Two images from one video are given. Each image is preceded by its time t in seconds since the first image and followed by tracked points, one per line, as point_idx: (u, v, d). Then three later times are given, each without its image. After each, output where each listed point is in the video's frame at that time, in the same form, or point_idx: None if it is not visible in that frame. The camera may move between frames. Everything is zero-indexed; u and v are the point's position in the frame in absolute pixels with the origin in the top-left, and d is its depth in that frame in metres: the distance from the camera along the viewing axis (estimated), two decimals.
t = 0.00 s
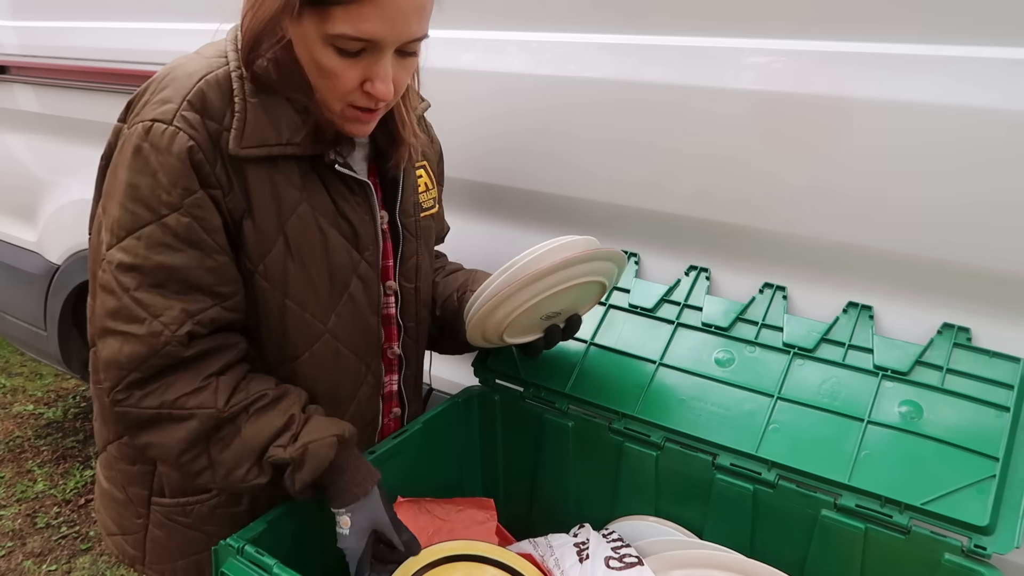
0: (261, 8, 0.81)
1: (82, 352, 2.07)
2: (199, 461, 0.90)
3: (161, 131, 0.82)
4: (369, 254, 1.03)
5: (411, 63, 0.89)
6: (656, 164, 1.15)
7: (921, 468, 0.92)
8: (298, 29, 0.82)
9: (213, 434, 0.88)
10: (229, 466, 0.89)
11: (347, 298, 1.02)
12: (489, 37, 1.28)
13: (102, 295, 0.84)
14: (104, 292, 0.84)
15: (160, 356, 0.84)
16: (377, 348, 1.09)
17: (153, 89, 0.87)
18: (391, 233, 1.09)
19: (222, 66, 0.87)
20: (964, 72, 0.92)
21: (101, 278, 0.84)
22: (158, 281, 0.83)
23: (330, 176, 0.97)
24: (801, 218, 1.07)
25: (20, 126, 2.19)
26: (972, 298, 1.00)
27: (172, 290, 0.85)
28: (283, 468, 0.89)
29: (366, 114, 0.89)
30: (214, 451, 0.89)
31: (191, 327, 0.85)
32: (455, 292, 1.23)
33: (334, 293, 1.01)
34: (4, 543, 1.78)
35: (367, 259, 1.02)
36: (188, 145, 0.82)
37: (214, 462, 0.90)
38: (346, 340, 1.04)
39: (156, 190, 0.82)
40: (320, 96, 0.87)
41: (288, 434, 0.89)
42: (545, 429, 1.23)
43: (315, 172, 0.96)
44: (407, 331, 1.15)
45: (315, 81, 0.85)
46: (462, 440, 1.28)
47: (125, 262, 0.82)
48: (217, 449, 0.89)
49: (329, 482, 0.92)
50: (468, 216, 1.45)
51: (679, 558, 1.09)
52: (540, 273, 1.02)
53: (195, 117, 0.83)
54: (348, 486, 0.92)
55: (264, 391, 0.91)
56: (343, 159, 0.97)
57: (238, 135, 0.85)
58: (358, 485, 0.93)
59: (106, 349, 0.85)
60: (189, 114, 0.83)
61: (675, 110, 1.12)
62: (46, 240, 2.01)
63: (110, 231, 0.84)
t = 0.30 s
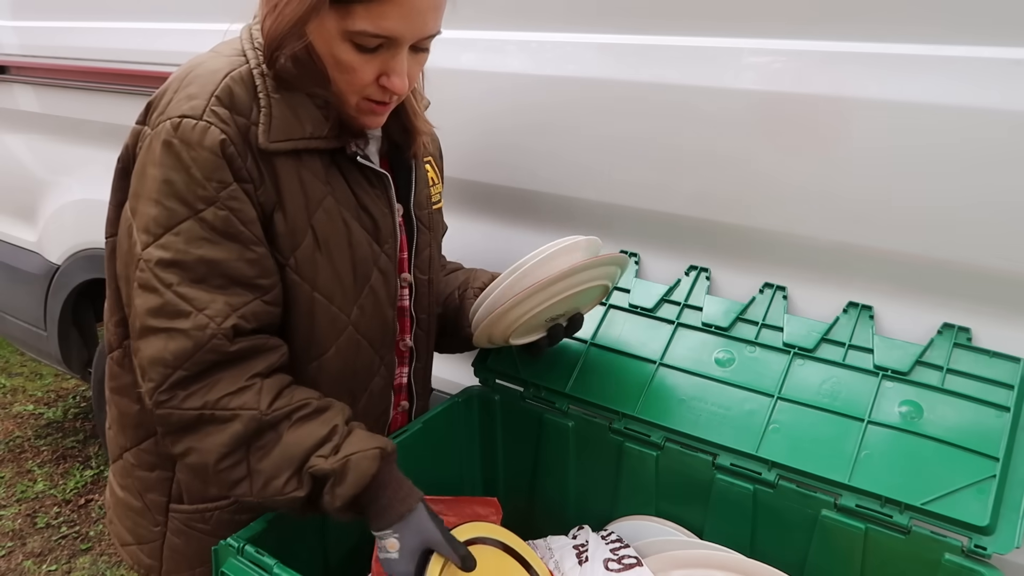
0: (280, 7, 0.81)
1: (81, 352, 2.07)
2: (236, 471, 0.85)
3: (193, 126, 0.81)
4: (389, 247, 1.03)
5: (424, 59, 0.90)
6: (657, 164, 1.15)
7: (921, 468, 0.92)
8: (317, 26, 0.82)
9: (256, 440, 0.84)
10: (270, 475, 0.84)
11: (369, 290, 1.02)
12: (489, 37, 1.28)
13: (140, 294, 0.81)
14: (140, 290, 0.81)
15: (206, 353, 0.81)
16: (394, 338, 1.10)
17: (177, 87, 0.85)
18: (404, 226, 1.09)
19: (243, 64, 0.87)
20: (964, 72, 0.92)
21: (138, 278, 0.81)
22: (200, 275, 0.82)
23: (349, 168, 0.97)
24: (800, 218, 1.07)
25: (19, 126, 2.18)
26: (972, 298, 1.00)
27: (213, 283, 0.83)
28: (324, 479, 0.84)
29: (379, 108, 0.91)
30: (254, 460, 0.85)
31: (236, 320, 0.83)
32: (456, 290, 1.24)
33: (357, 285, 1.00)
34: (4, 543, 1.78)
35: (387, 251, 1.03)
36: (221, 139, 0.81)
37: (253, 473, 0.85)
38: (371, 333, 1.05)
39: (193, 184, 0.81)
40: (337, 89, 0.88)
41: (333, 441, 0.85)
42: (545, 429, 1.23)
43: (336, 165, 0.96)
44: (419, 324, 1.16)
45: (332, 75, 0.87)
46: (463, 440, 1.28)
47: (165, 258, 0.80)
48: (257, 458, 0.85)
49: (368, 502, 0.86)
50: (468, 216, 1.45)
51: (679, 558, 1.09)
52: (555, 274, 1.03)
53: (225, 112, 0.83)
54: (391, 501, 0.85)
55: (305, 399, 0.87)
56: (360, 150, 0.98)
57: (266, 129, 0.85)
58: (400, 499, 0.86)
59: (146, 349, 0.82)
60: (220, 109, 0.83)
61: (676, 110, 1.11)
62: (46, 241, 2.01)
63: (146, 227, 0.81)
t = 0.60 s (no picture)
0: (285, 13, 0.80)
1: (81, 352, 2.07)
2: (246, 476, 0.85)
3: (198, 132, 0.81)
4: (389, 247, 1.03)
5: (423, 61, 0.91)
6: (657, 164, 1.15)
7: (921, 468, 0.93)
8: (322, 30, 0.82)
9: (267, 446, 0.84)
10: (282, 481, 0.84)
11: (370, 291, 1.02)
12: (490, 37, 1.28)
13: (151, 300, 0.82)
14: (150, 296, 0.82)
15: (217, 356, 0.81)
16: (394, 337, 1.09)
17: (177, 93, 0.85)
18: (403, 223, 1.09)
19: (243, 68, 0.86)
20: (964, 73, 0.92)
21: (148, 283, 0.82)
22: (210, 278, 0.82)
23: (350, 170, 0.97)
24: (800, 218, 1.07)
25: (20, 126, 2.18)
26: (972, 298, 1.00)
27: (222, 286, 0.83)
28: (334, 484, 0.83)
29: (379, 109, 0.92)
30: (265, 465, 0.85)
31: (247, 322, 0.83)
32: (455, 287, 1.24)
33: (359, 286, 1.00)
34: (4, 543, 1.78)
35: (387, 252, 1.03)
36: (226, 143, 0.81)
37: (264, 476, 0.85)
38: (373, 332, 1.05)
39: (200, 190, 0.81)
40: (337, 91, 0.88)
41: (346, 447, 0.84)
42: (545, 430, 1.23)
43: (336, 166, 0.96)
44: (419, 321, 1.15)
45: (332, 75, 0.86)
46: (463, 440, 1.28)
47: (175, 262, 0.80)
48: (268, 463, 0.84)
49: (376, 510, 0.85)
50: (468, 216, 1.45)
51: (678, 558, 1.09)
52: (578, 251, 1.03)
53: (228, 115, 0.83)
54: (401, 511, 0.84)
55: (316, 405, 0.86)
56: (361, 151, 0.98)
57: (270, 132, 0.85)
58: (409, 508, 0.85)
59: (157, 354, 0.82)
60: (223, 113, 0.82)
61: (676, 110, 1.11)
62: (47, 241, 2.01)
63: (154, 233, 0.82)
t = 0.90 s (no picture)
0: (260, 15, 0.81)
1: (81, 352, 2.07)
2: (180, 448, 0.82)
3: (155, 130, 0.82)
4: (359, 246, 1.04)
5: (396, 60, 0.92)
6: (656, 165, 1.15)
7: (921, 467, 0.93)
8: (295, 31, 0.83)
9: (197, 412, 0.82)
10: (214, 442, 0.81)
11: (338, 289, 1.03)
12: (490, 37, 1.27)
13: (97, 293, 0.82)
14: (99, 288, 0.83)
15: (152, 345, 0.81)
16: (370, 339, 1.10)
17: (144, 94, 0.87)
18: (380, 218, 1.09)
19: (209, 71, 0.88)
20: (965, 73, 0.92)
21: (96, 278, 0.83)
22: (153, 274, 0.82)
23: (317, 169, 0.98)
24: (801, 218, 1.06)
25: (20, 126, 2.19)
26: (972, 298, 1.00)
27: (165, 282, 0.83)
28: (267, 433, 0.82)
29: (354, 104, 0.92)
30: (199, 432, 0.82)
31: (185, 316, 0.82)
32: (450, 276, 1.23)
33: (327, 283, 1.01)
34: (4, 543, 1.78)
35: (357, 251, 1.04)
36: (180, 142, 0.82)
37: (198, 449, 0.82)
38: (346, 331, 1.06)
39: (148, 184, 0.82)
40: (309, 89, 0.89)
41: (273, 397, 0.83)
42: (545, 430, 1.23)
43: (303, 166, 0.97)
44: (404, 316, 1.14)
45: (309, 77, 0.87)
46: (464, 440, 1.28)
47: (119, 257, 0.81)
48: (200, 431, 0.82)
49: (312, 461, 0.81)
50: (467, 215, 1.45)
51: (678, 558, 1.09)
52: (576, 233, 1.03)
53: (186, 116, 0.84)
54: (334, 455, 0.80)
55: (252, 370, 0.85)
56: (330, 150, 0.99)
57: (232, 133, 0.86)
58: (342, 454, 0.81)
59: (99, 343, 0.82)
60: (181, 113, 0.84)
61: (676, 110, 1.11)
62: (46, 241, 2.01)
63: (105, 228, 0.83)
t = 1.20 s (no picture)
0: None
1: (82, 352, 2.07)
2: (151, 404, 0.96)
3: (78, 123, 0.90)
4: (312, 227, 1.06)
5: (333, 42, 0.95)
6: (656, 165, 1.16)
7: (921, 468, 0.93)
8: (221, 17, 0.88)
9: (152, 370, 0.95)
10: (181, 390, 0.96)
11: (291, 272, 1.05)
12: (490, 36, 1.27)
13: (43, 280, 0.93)
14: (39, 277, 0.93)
15: (88, 322, 0.91)
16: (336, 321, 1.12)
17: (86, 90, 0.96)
18: (344, 201, 1.11)
19: (138, 65, 0.95)
20: (969, 73, 0.91)
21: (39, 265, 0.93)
22: (85, 260, 0.92)
23: (258, 153, 1.01)
24: (800, 218, 1.07)
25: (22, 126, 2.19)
26: (973, 298, 1.00)
27: (98, 265, 0.92)
28: (230, 364, 0.95)
29: (294, 92, 0.96)
30: (161, 383, 0.96)
31: (116, 292, 0.92)
32: (409, 253, 1.27)
33: (275, 267, 1.04)
34: (4, 543, 1.78)
35: (310, 232, 1.06)
36: (95, 130, 0.89)
37: (165, 398, 0.96)
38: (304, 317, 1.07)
39: (72, 177, 0.90)
40: (246, 76, 0.94)
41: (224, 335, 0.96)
42: (545, 429, 1.23)
43: (243, 151, 1.00)
44: (377, 299, 1.16)
45: (244, 65, 0.92)
46: (463, 440, 1.30)
47: (50, 245, 0.91)
48: (165, 382, 0.96)
49: (286, 377, 0.96)
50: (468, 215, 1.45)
51: (678, 558, 1.09)
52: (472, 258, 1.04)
53: (107, 107, 0.90)
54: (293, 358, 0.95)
55: (194, 322, 0.98)
56: (272, 134, 1.01)
57: (153, 121, 0.91)
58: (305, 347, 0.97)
59: (45, 326, 0.93)
60: (101, 105, 0.91)
61: (674, 110, 1.11)
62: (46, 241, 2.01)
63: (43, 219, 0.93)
